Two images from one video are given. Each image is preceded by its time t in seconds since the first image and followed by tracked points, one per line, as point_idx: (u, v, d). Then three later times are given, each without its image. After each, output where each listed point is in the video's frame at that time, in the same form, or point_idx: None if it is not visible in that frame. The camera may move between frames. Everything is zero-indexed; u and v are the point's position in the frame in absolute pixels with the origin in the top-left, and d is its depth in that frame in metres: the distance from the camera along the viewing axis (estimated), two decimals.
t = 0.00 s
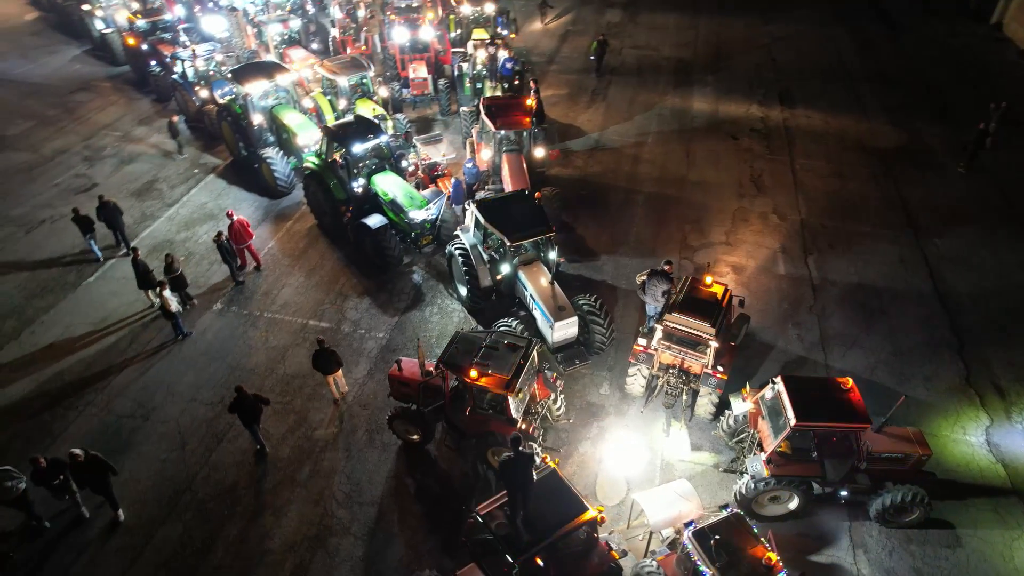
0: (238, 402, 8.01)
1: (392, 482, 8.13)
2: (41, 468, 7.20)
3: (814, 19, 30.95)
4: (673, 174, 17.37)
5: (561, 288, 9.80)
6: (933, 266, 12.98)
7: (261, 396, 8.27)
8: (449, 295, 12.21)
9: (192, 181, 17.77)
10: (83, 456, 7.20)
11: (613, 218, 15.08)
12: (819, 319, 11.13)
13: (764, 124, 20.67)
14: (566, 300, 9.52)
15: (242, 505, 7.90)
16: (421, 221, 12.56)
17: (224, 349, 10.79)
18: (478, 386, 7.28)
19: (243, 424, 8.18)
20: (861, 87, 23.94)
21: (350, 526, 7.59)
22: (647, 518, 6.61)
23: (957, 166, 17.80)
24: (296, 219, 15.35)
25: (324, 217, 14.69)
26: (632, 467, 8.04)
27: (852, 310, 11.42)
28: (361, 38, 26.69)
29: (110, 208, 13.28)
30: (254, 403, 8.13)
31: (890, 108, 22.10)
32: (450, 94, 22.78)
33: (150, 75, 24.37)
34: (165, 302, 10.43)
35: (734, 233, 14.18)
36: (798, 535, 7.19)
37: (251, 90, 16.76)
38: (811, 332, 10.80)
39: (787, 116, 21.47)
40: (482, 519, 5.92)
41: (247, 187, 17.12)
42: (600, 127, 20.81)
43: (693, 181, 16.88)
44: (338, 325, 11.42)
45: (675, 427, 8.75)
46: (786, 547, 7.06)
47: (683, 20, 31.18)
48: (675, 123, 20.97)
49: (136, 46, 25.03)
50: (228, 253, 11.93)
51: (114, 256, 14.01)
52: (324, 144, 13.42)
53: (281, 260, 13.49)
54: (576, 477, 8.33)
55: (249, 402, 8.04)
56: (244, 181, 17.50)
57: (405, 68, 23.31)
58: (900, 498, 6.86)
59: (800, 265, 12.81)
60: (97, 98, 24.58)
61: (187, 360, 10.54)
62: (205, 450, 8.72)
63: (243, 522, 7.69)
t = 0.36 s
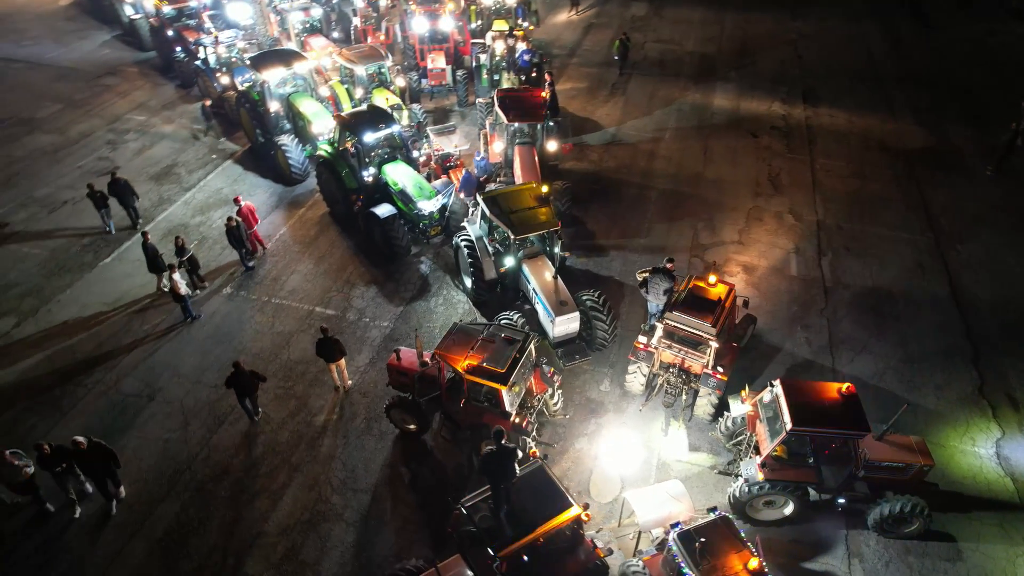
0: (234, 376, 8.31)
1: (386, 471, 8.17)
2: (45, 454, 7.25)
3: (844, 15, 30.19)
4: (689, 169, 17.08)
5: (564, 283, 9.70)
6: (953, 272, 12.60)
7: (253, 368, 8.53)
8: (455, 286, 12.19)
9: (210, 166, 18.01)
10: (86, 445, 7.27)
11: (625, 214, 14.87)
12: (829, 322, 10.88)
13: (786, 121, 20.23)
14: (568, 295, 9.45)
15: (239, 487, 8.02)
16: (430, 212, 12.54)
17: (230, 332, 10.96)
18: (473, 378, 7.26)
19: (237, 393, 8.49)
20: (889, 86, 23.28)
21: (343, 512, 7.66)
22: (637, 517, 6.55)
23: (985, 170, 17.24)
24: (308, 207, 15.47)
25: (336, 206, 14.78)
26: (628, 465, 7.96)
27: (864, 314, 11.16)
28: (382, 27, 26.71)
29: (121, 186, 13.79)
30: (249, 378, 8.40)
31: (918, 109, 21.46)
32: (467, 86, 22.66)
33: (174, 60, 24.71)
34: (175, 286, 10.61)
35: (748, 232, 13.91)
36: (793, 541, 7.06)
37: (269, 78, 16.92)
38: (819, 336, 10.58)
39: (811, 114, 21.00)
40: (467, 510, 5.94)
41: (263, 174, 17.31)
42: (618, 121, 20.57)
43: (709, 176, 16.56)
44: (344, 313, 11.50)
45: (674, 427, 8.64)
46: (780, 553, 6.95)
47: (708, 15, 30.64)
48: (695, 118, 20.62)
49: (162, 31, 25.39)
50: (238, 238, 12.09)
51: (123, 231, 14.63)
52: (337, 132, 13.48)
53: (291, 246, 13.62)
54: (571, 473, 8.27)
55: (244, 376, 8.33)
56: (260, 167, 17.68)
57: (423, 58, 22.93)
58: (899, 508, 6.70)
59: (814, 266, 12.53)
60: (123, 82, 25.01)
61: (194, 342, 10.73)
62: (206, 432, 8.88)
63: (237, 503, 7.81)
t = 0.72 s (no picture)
0: (231, 356, 8.47)
1: (381, 461, 8.20)
2: (41, 445, 7.39)
3: (875, 13, 29.40)
4: (704, 167, 16.80)
5: (566, 279, 9.60)
6: (972, 280, 12.22)
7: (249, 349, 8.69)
8: (460, 278, 12.14)
9: (227, 153, 18.22)
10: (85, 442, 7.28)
11: (636, 210, 14.66)
12: (838, 328, 10.65)
13: (808, 121, 19.77)
14: (569, 292, 9.37)
15: (235, 470, 8.14)
16: (437, 204, 12.52)
17: (236, 318, 11.11)
18: (465, 372, 7.25)
19: (235, 372, 8.66)
20: (918, 86, 22.62)
21: (335, 500, 7.72)
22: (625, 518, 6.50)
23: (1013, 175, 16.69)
24: (320, 195, 15.57)
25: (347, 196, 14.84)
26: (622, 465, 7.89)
27: (875, 320, 10.89)
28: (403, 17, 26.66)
29: (134, 164, 14.36)
30: (244, 359, 8.54)
31: (947, 111, 20.81)
32: (484, 78, 22.47)
33: (198, 47, 25.00)
34: (184, 270, 10.77)
35: (761, 232, 13.64)
36: (785, 549, 6.95)
37: (286, 66, 17.11)
38: (827, 341, 10.36)
39: (834, 114, 20.50)
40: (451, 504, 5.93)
41: (278, 161, 17.46)
42: (636, 117, 20.30)
43: (724, 174, 16.28)
44: (348, 302, 11.56)
45: (672, 429, 8.53)
46: (771, 560, 6.85)
47: (734, 11, 30.08)
48: (714, 115, 20.27)
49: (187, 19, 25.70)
50: (248, 225, 12.23)
51: (138, 207, 15.24)
52: (349, 122, 13.52)
53: (301, 235, 13.73)
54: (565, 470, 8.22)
55: (240, 357, 8.48)
56: (276, 155, 17.83)
57: (442, 49, 22.88)
58: (896, 521, 6.53)
59: (826, 270, 12.25)
60: (148, 68, 25.39)
61: (200, 327, 10.90)
62: (207, 415, 9.03)
63: (232, 487, 7.93)
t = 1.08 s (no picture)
0: (226, 341, 8.54)
1: (375, 451, 8.24)
2: (42, 436, 7.24)
3: (906, 12, 28.61)
4: (720, 166, 16.51)
5: (567, 276, 9.50)
6: (991, 289, 11.86)
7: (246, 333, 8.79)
8: (465, 271, 12.10)
9: (243, 140, 18.40)
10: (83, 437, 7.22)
11: (647, 207, 14.47)
12: (846, 334, 10.42)
13: (829, 121, 19.33)
14: (570, 288, 9.28)
15: (231, 455, 8.25)
16: (444, 196, 12.50)
17: (242, 306, 11.25)
18: (458, 366, 7.25)
19: (232, 356, 8.77)
20: (947, 88, 21.97)
21: (327, 489, 7.77)
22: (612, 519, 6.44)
23: None
24: (332, 185, 15.65)
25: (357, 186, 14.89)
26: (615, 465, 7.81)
27: (885, 327, 10.64)
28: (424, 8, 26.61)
29: (149, 146, 15.03)
30: (240, 343, 8.64)
31: (976, 114, 20.20)
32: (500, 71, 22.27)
33: (220, 35, 25.25)
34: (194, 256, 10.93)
35: (773, 233, 13.38)
36: (776, 557, 6.84)
37: (302, 56, 17.22)
38: (834, 347, 10.15)
39: (857, 114, 20.01)
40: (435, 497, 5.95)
41: (292, 150, 17.60)
42: (653, 113, 20.04)
43: (740, 173, 15.98)
44: (353, 293, 11.62)
45: (668, 430, 8.41)
46: (761, 568, 6.74)
47: (760, 7, 29.50)
48: (733, 113, 19.91)
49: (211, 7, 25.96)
50: (257, 212, 12.35)
51: (153, 187, 15.80)
52: (360, 113, 13.54)
53: (311, 224, 13.83)
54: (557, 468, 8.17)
55: (236, 343, 8.56)
56: (290, 144, 17.96)
57: (460, 41, 22.79)
58: (891, 533, 6.38)
59: (838, 274, 11.98)
60: (172, 55, 25.73)
61: (207, 313, 11.07)
62: (208, 400, 9.16)
63: (229, 472, 8.03)
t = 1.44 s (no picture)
0: (225, 325, 8.67)
1: (370, 441, 8.29)
2: (44, 425, 7.29)
3: (940, 11, 27.75)
4: (736, 165, 16.22)
5: (568, 272, 9.43)
6: (1010, 299, 11.49)
7: (246, 320, 8.95)
8: (471, 265, 12.05)
9: (260, 128, 18.57)
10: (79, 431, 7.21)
11: (659, 205, 14.28)
12: (854, 340, 10.20)
13: (851, 122, 18.88)
14: (570, 285, 9.21)
15: (229, 439, 8.37)
16: (452, 188, 12.47)
17: (249, 292, 11.38)
18: (451, 360, 7.24)
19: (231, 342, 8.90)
20: (978, 90, 21.29)
21: (321, 476, 7.85)
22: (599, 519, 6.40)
23: None
24: (344, 175, 15.72)
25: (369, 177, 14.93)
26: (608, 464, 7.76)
27: (895, 335, 10.39)
28: None
29: (162, 126, 15.64)
30: (239, 327, 8.76)
31: (1007, 118, 19.54)
32: (517, 65, 21.98)
33: (243, 24, 25.50)
34: (202, 240, 11.00)
35: (786, 235, 13.12)
36: (766, 565, 6.74)
37: (319, 46, 17.36)
38: (841, 353, 9.94)
39: (882, 115, 19.51)
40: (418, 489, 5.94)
41: (307, 139, 17.72)
42: (671, 110, 19.76)
43: (755, 173, 15.70)
44: (358, 283, 11.68)
45: (665, 432, 8.32)
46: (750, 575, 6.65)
47: (787, 4, 28.90)
48: (753, 111, 19.55)
49: None
50: (267, 199, 12.45)
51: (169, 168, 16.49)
52: (372, 104, 13.57)
53: (321, 213, 13.92)
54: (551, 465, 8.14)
55: (235, 327, 8.68)
56: (306, 133, 18.08)
57: (478, 34, 22.58)
58: (885, 546, 6.23)
59: (850, 279, 11.71)
60: (196, 42, 26.04)
61: (215, 298, 11.23)
62: (210, 384, 9.30)
63: (227, 456, 8.15)
